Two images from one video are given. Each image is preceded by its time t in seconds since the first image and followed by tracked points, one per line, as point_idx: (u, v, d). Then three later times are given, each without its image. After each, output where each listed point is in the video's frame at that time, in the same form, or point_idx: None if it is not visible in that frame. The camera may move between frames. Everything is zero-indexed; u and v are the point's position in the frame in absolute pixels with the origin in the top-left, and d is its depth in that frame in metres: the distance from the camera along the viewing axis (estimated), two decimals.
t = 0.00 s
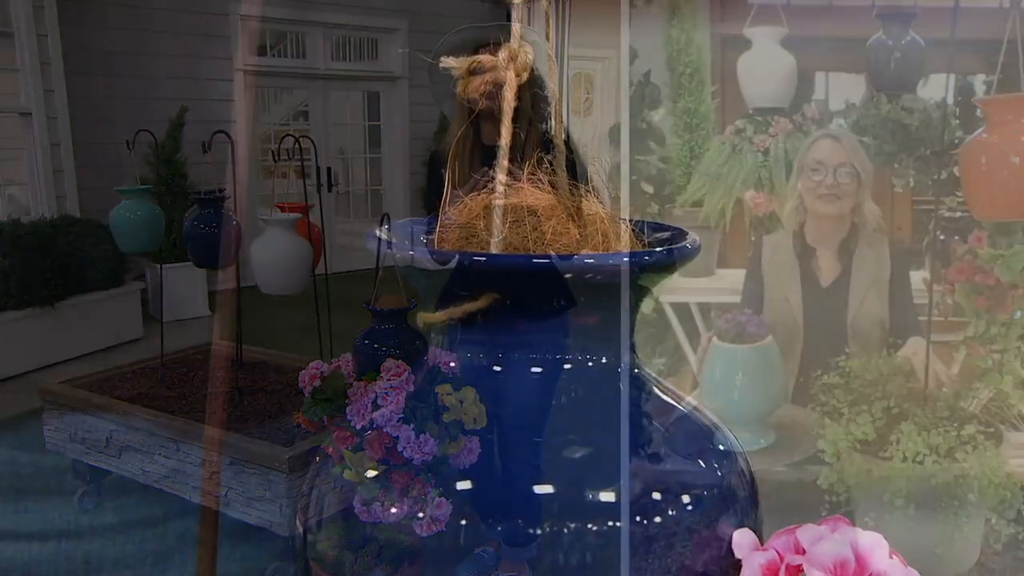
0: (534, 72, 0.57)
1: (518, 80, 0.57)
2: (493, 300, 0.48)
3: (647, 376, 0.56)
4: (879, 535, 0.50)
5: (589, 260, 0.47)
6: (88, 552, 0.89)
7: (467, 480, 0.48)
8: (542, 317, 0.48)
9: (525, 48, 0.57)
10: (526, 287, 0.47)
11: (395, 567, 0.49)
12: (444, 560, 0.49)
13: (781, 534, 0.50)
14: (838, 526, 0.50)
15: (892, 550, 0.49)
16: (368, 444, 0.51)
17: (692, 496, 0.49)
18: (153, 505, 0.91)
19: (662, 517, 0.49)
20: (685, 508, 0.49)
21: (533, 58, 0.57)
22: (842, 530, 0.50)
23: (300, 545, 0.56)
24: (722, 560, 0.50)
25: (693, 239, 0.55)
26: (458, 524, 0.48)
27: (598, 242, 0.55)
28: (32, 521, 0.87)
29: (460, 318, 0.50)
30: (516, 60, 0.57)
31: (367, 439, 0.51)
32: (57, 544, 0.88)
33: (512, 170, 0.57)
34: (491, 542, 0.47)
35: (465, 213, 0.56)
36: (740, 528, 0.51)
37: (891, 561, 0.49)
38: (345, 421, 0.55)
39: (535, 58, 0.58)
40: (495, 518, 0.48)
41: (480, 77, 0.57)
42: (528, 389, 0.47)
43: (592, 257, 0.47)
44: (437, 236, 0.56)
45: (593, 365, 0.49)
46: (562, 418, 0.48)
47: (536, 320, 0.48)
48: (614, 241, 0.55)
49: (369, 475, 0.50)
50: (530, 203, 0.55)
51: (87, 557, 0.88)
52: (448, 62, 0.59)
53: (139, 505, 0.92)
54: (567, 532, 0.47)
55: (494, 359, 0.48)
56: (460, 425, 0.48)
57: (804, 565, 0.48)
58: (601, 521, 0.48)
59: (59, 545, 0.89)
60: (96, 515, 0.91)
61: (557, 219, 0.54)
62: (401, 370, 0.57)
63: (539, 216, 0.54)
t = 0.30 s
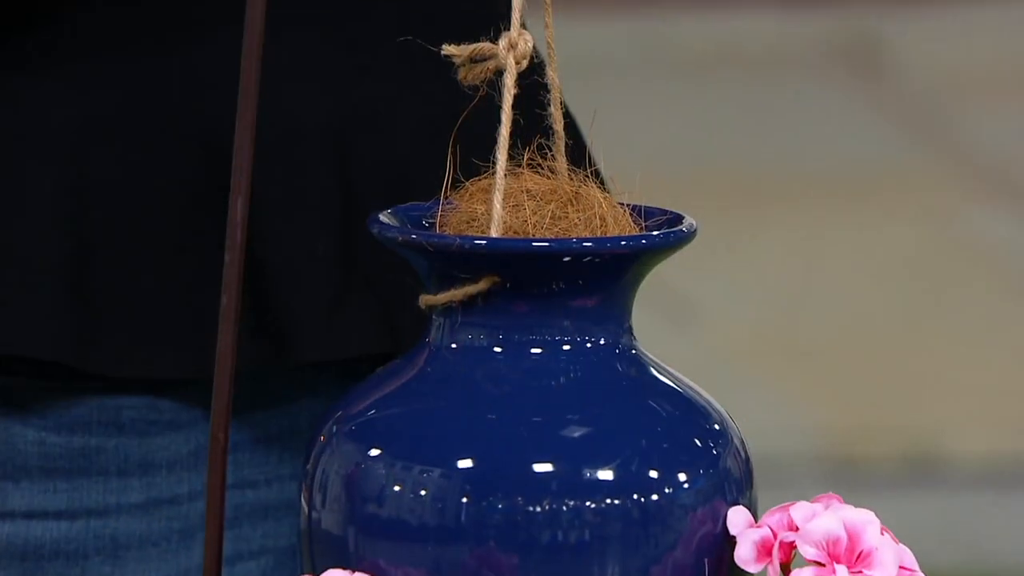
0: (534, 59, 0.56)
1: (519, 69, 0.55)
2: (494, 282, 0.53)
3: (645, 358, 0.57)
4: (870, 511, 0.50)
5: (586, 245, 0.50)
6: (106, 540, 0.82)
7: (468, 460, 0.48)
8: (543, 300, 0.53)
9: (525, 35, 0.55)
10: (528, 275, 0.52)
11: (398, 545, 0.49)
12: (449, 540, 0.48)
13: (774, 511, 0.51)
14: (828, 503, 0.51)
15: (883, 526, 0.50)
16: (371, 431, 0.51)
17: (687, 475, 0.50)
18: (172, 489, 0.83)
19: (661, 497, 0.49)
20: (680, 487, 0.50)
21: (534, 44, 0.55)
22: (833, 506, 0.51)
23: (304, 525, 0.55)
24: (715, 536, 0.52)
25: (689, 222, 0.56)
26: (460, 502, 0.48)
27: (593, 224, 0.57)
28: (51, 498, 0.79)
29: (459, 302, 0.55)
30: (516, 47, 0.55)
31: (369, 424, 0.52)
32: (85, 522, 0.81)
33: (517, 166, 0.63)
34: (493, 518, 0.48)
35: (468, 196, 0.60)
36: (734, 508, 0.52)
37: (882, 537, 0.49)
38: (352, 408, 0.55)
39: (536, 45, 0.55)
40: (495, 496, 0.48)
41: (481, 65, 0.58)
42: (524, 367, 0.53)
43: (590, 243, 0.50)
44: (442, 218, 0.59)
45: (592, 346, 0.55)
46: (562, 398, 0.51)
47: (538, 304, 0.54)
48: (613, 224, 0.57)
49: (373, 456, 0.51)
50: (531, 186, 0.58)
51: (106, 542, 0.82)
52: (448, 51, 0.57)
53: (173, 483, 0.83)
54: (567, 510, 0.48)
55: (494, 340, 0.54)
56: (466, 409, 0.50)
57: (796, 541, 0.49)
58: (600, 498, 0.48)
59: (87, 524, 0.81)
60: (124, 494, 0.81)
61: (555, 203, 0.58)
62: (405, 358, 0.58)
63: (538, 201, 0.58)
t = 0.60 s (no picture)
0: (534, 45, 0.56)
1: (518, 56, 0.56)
2: (494, 265, 0.54)
3: (643, 339, 0.58)
4: (861, 488, 0.51)
5: (584, 228, 0.51)
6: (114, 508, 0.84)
7: (469, 440, 0.49)
8: (542, 283, 0.54)
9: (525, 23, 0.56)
10: (527, 257, 0.53)
11: (400, 521, 0.50)
12: (450, 517, 0.49)
13: (767, 488, 0.52)
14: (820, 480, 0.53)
15: (873, 503, 0.51)
16: (374, 407, 0.53)
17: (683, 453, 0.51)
18: (178, 459, 0.84)
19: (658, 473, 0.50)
20: (676, 465, 0.51)
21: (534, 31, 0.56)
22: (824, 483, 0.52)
23: (309, 501, 0.56)
24: (710, 512, 0.53)
25: (686, 206, 0.56)
26: (460, 479, 0.49)
27: (591, 208, 0.58)
28: (60, 467, 0.81)
29: (460, 284, 0.55)
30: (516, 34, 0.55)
31: (372, 401, 0.53)
32: (93, 490, 0.83)
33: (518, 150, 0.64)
34: (493, 495, 0.49)
35: (468, 178, 0.61)
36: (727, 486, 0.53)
37: (872, 513, 0.51)
38: (355, 387, 0.56)
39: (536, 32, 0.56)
40: (495, 474, 0.49)
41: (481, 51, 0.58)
42: (523, 347, 0.54)
43: (589, 226, 0.51)
44: (443, 202, 0.60)
45: (590, 327, 0.55)
46: (562, 378, 0.52)
47: (537, 287, 0.55)
48: (611, 208, 0.58)
49: (376, 434, 0.51)
50: (530, 170, 0.59)
51: (114, 510, 0.84)
52: (449, 38, 0.58)
53: (179, 454, 0.84)
54: (565, 487, 0.49)
55: (495, 321, 0.55)
56: (467, 388, 0.51)
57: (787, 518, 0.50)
58: (598, 475, 0.49)
59: (95, 492, 0.83)
60: (130, 464, 0.83)
61: (554, 186, 0.59)
62: (407, 338, 0.59)
63: (538, 184, 0.59)
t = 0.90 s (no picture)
0: (533, 27, 0.57)
1: (518, 38, 0.57)
2: (494, 242, 0.55)
3: (639, 314, 0.59)
4: (852, 460, 0.53)
5: (583, 205, 0.52)
6: (115, 466, 0.82)
7: (470, 412, 0.50)
8: (541, 259, 0.55)
9: (524, 5, 0.56)
10: (527, 235, 0.54)
11: (402, 492, 0.51)
12: (452, 488, 0.50)
13: (761, 460, 0.54)
14: (812, 451, 0.54)
15: (865, 474, 0.52)
16: (377, 380, 0.54)
17: (677, 425, 0.53)
18: (179, 420, 0.83)
19: (654, 445, 0.51)
20: (672, 437, 0.52)
21: (533, 13, 0.57)
22: (816, 455, 0.54)
23: (313, 473, 0.57)
24: (705, 483, 0.54)
25: (682, 183, 0.57)
26: (461, 451, 0.50)
27: (589, 184, 0.59)
28: (63, 426, 0.80)
29: (461, 261, 0.56)
30: (515, 17, 0.56)
31: (375, 374, 0.54)
32: (95, 447, 0.82)
33: (517, 130, 0.65)
34: (493, 467, 0.50)
35: (469, 156, 0.62)
36: (722, 457, 0.54)
37: (863, 484, 0.52)
38: (357, 361, 0.57)
39: (535, 14, 0.57)
40: (495, 446, 0.50)
41: (481, 33, 0.59)
42: (523, 323, 0.55)
43: (587, 203, 0.52)
44: (444, 180, 0.61)
45: (588, 303, 0.56)
46: (559, 352, 0.53)
47: (536, 264, 0.56)
48: (609, 185, 0.59)
49: (379, 408, 0.53)
50: (530, 149, 0.60)
51: (116, 468, 0.82)
52: (450, 21, 0.59)
53: (180, 415, 0.83)
54: (563, 460, 0.50)
55: (495, 297, 0.56)
56: (467, 363, 0.52)
57: (780, 489, 0.51)
58: (596, 448, 0.50)
59: (97, 450, 0.82)
60: (131, 423, 0.82)
61: (554, 165, 0.60)
62: (409, 313, 0.60)
63: (537, 163, 0.60)
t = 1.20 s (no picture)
0: (533, 4, 0.58)
1: (517, 15, 0.57)
2: (494, 217, 0.55)
3: (636, 288, 0.60)
4: (845, 430, 0.54)
5: (581, 180, 0.53)
6: (117, 415, 0.82)
7: (471, 382, 0.51)
8: (540, 234, 0.56)
9: None
10: (526, 210, 0.55)
11: (404, 461, 0.52)
12: (453, 458, 0.51)
13: (756, 430, 0.55)
14: (806, 422, 0.55)
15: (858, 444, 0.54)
16: (380, 351, 0.55)
17: (674, 395, 0.53)
18: (179, 376, 0.82)
19: (651, 416, 0.52)
20: (669, 408, 0.53)
21: None
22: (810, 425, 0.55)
23: (317, 442, 0.58)
24: (701, 454, 0.55)
25: (678, 159, 0.58)
26: (462, 422, 0.51)
27: (587, 161, 0.60)
28: (66, 380, 0.80)
29: (463, 235, 0.57)
30: None
31: (378, 345, 0.55)
32: (99, 400, 0.81)
33: (517, 107, 0.66)
34: (493, 437, 0.51)
35: (470, 133, 0.62)
36: (719, 427, 0.55)
37: (857, 454, 0.53)
38: (361, 333, 0.58)
39: None
40: (494, 417, 0.51)
41: (482, 11, 0.60)
42: (522, 296, 0.56)
43: (584, 179, 0.53)
44: (445, 156, 0.62)
45: (587, 276, 0.57)
46: (559, 324, 0.54)
47: (535, 238, 0.56)
48: (606, 161, 0.60)
49: (381, 378, 0.53)
50: (530, 126, 0.61)
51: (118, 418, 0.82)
52: None
53: (180, 370, 0.81)
54: (562, 430, 0.51)
55: (495, 271, 0.57)
56: (468, 335, 0.53)
57: (776, 458, 0.52)
58: (594, 418, 0.51)
59: (100, 402, 0.81)
60: (134, 377, 0.81)
61: (553, 141, 0.60)
62: (410, 286, 0.60)
63: (537, 139, 0.60)
